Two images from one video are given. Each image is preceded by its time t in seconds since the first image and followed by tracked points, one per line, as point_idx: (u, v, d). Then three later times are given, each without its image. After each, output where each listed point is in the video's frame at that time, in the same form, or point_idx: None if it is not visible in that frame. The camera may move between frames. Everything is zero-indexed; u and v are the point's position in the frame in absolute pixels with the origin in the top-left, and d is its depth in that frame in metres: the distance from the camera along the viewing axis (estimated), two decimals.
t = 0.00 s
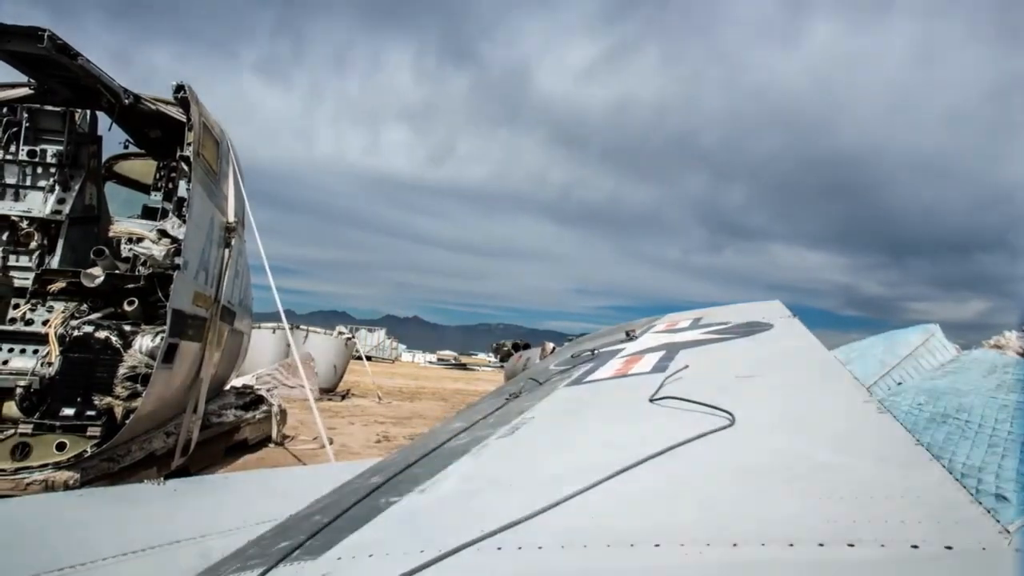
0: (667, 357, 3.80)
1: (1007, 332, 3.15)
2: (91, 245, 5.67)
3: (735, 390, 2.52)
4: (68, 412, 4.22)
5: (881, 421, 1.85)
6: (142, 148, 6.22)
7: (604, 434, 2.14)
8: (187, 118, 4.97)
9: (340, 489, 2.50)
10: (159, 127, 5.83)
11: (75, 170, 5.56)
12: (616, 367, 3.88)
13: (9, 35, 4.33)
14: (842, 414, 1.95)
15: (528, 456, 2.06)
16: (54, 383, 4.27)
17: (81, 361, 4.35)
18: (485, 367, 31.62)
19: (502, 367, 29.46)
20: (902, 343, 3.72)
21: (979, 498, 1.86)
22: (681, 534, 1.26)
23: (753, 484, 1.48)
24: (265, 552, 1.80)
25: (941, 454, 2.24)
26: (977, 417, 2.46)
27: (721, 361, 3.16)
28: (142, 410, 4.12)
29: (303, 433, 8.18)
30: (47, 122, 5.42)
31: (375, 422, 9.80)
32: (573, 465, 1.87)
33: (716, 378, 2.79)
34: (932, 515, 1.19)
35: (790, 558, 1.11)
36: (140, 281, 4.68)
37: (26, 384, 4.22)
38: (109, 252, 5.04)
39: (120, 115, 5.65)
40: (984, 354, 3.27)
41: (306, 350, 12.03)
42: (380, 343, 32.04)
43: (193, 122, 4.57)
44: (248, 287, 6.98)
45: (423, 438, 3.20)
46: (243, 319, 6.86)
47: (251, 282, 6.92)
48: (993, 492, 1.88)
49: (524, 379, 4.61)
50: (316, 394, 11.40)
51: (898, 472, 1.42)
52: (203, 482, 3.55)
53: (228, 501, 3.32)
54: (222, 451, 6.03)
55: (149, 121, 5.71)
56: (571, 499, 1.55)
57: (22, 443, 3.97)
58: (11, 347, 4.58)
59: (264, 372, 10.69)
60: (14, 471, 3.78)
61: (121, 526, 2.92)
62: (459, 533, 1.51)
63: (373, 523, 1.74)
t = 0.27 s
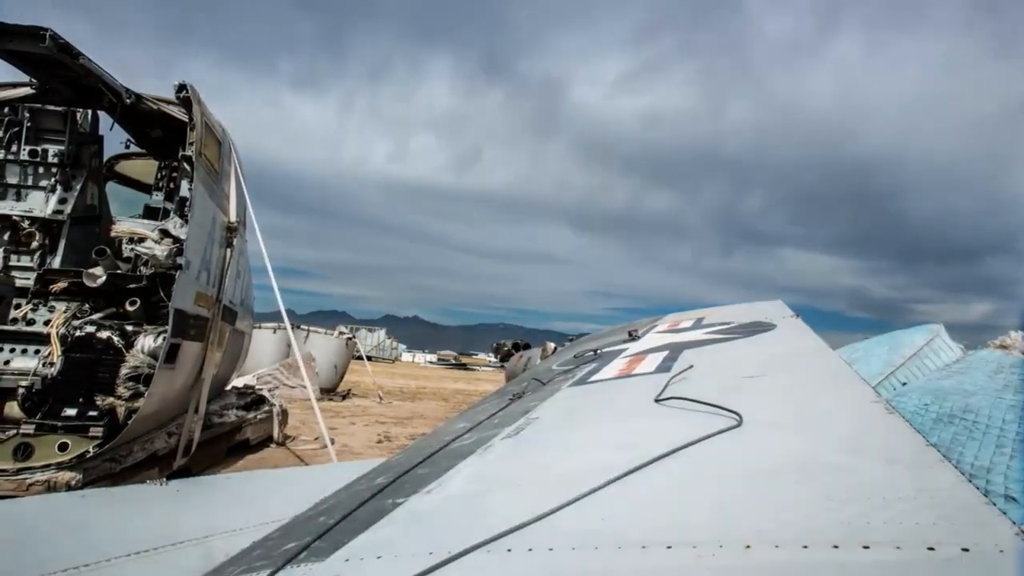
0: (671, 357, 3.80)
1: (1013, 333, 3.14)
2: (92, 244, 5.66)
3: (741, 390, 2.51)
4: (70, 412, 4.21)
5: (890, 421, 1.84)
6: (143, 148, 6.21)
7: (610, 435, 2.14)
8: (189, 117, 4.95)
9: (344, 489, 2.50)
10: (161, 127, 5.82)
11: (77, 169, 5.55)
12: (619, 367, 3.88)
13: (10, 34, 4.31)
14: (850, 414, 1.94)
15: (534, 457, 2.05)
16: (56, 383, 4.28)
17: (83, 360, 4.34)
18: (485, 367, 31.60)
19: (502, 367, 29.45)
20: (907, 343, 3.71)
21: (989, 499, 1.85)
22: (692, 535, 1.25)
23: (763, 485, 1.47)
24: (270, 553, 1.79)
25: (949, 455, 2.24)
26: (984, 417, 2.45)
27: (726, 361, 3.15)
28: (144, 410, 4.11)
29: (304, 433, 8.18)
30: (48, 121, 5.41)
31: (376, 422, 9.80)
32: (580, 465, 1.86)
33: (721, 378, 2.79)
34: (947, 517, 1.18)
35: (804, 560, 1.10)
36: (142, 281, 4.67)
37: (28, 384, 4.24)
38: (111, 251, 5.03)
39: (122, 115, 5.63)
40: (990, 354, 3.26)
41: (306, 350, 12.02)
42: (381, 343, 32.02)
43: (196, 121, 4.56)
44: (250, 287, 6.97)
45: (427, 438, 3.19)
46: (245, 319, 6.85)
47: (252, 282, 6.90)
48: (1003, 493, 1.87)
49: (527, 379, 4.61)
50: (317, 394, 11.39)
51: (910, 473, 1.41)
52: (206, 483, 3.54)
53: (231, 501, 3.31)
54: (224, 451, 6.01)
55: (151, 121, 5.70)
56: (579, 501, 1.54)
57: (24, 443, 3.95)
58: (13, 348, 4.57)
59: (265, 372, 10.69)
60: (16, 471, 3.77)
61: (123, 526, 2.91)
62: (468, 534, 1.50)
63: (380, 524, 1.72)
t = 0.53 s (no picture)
0: (674, 357, 3.79)
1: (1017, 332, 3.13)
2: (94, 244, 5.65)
3: (747, 390, 2.50)
4: (72, 413, 4.17)
5: (899, 422, 1.83)
6: (144, 148, 6.20)
7: (616, 435, 2.13)
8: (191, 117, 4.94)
9: (349, 490, 2.49)
10: (162, 126, 5.81)
11: (78, 169, 5.54)
12: (622, 367, 3.87)
13: (12, 33, 4.30)
14: (858, 415, 1.93)
15: (539, 457, 2.04)
16: (57, 383, 4.23)
17: (85, 360, 4.30)
18: (485, 367, 31.60)
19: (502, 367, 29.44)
20: (911, 343, 3.70)
21: (998, 498, 1.84)
22: (703, 537, 1.24)
23: (773, 485, 1.46)
24: (276, 554, 1.78)
25: (957, 455, 2.23)
26: (990, 417, 2.45)
27: (730, 361, 3.14)
28: (146, 410, 4.11)
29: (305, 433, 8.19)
30: (49, 121, 5.40)
31: (377, 422, 9.79)
32: (587, 466, 1.86)
33: (725, 378, 2.78)
34: (959, 518, 1.18)
35: (818, 562, 1.09)
36: (144, 282, 4.67)
37: (30, 384, 4.24)
38: (112, 251, 5.02)
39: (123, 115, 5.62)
40: (994, 354, 3.26)
41: (307, 350, 12.01)
42: (381, 343, 32.01)
43: (197, 121, 4.55)
44: (251, 287, 6.95)
45: (430, 438, 3.18)
46: (246, 320, 6.85)
47: (253, 282, 6.89)
48: (1011, 492, 1.87)
49: (529, 379, 4.60)
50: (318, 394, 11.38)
51: (920, 475, 1.40)
52: (208, 483, 3.53)
53: (234, 502, 3.31)
54: (225, 452, 6.00)
55: (152, 120, 5.69)
56: (588, 501, 1.54)
57: (26, 444, 3.94)
58: (14, 348, 4.56)
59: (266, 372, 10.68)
60: (18, 471, 3.76)
61: (127, 528, 2.89)
62: (477, 536, 1.50)
63: (386, 525, 1.72)
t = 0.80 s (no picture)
0: (678, 357, 3.79)
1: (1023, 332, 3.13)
2: (96, 244, 5.64)
3: (753, 390, 2.49)
4: (74, 413, 4.19)
5: (907, 422, 1.82)
6: (146, 148, 6.19)
7: (623, 435, 2.12)
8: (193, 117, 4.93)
9: (354, 491, 2.48)
10: (164, 126, 5.80)
11: (80, 169, 5.53)
12: (626, 367, 3.87)
13: (14, 32, 4.30)
14: (866, 415, 1.92)
15: (546, 458, 2.04)
16: (59, 383, 4.24)
17: (87, 361, 4.30)
18: (486, 367, 31.58)
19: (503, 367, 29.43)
20: (915, 343, 3.70)
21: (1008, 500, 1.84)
22: (715, 538, 1.23)
23: (784, 486, 1.45)
24: (282, 556, 1.77)
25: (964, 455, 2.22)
26: (997, 417, 2.44)
27: (735, 361, 3.13)
28: (149, 411, 4.10)
29: (307, 433, 8.19)
30: (51, 121, 5.39)
31: (379, 422, 9.78)
32: (594, 467, 1.85)
33: (731, 378, 2.78)
34: (975, 520, 1.17)
35: (833, 564, 1.08)
36: (146, 282, 4.66)
37: (32, 384, 4.20)
38: (114, 251, 5.01)
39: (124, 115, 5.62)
40: (999, 354, 3.25)
41: (308, 350, 12.00)
42: (381, 343, 31.98)
43: (200, 120, 4.54)
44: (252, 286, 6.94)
45: (434, 439, 3.17)
46: (247, 320, 6.84)
47: (255, 282, 6.88)
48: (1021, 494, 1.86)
49: (532, 379, 4.59)
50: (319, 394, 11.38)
51: (933, 475, 1.39)
52: (211, 484, 3.52)
53: (237, 503, 3.29)
54: (227, 452, 5.99)
55: (154, 120, 5.69)
56: (597, 502, 1.53)
57: (28, 445, 3.94)
58: (15, 348, 4.56)
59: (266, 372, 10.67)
60: (20, 472, 3.75)
61: (131, 529, 2.88)
62: (486, 537, 1.49)
63: (394, 526, 1.71)
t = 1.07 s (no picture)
0: (681, 356, 3.78)
1: None
2: (97, 244, 5.63)
3: (759, 390, 2.48)
4: (76, 413, 4.20)
5: (915, 423, 1.81)
6: (147, 148, 6.18)
7: (629, 436, 2.11)
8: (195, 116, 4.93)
9: (357, 491, 2.47)
10: (165, 126, 5.79)
11: (81, 169, 5.52)
12: (629, 367, 3.86)
13: (16, 31, 4.29)
14: (874, 416, 1.91)
15: (551, 458, 2.03)
16: (60, 384, 4.26)
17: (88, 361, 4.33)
18: (486, 367, 31.57)
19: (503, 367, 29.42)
20: (919, 343, 3.69)
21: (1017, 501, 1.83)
22: (726, 539, 1.23)
23: (793, 487, 1.44)
24: (287, 557, 1.76)
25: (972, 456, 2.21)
26: (1004, 418, 2.43)
27: (740, 361, 3.12)
28: (151, 411, 4.08)
29: (308, 433, 8.18)
30: (52, 121, 5.38)
31: (380, 422, 9.77)
32: (600, 468, 1.84)
33: (736, 378, 2.77)
34: (989, 522, 1.16)
35: (847, 567, 1.08)
36: (147, 282, 4.65)
37: (34, 384, 4.21)
38: (115, 251, 5.00)
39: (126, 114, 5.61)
40: (1004, 354, 3.24)
41: (309, 350, 11.99)
42: (381, 343, 31.95)
43: (202, 120, 4.53)
44: (253, 287, 6.93)
45: (437, 439, 3.17)
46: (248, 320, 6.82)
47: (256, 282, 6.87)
48: None
49: (534, 379, 4.58)
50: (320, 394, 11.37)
51: (944, 476, 1.39)
52: (214, 484, 3.51)
53: (240, 503, 3.28)
54: (228, 452, 5.98)
55: (155, 120, 5.68)
56: (605, 503, 1.52)
57: (30, 445, 3.93)
58: (16, 348, 4.55)
59: (267, 372, 10.66)
60: (22, 472, 3.74)
61: (133, 530, 2.87)
62: (494, 539, 1.47)
63: (400, 527, 1.70)
